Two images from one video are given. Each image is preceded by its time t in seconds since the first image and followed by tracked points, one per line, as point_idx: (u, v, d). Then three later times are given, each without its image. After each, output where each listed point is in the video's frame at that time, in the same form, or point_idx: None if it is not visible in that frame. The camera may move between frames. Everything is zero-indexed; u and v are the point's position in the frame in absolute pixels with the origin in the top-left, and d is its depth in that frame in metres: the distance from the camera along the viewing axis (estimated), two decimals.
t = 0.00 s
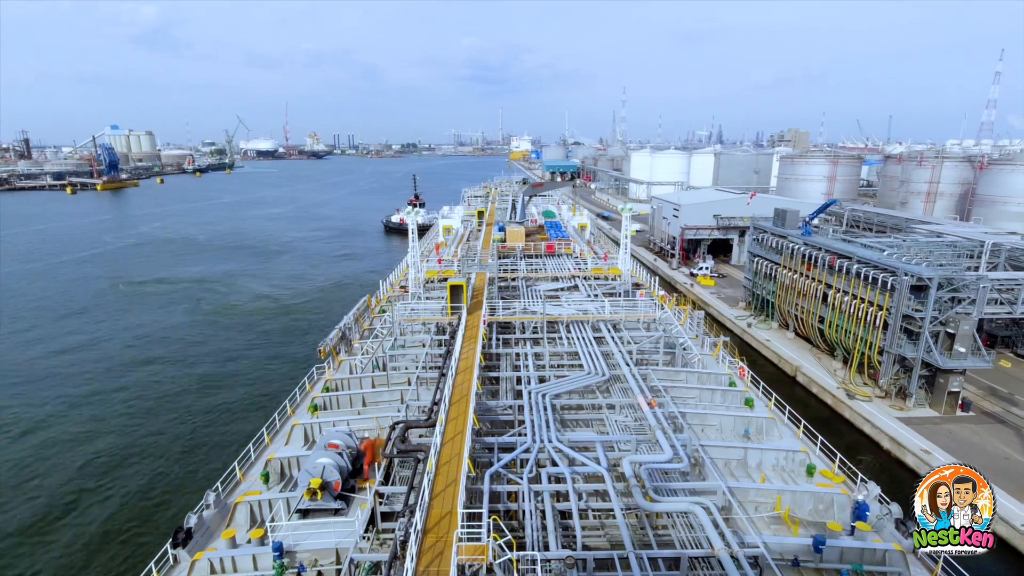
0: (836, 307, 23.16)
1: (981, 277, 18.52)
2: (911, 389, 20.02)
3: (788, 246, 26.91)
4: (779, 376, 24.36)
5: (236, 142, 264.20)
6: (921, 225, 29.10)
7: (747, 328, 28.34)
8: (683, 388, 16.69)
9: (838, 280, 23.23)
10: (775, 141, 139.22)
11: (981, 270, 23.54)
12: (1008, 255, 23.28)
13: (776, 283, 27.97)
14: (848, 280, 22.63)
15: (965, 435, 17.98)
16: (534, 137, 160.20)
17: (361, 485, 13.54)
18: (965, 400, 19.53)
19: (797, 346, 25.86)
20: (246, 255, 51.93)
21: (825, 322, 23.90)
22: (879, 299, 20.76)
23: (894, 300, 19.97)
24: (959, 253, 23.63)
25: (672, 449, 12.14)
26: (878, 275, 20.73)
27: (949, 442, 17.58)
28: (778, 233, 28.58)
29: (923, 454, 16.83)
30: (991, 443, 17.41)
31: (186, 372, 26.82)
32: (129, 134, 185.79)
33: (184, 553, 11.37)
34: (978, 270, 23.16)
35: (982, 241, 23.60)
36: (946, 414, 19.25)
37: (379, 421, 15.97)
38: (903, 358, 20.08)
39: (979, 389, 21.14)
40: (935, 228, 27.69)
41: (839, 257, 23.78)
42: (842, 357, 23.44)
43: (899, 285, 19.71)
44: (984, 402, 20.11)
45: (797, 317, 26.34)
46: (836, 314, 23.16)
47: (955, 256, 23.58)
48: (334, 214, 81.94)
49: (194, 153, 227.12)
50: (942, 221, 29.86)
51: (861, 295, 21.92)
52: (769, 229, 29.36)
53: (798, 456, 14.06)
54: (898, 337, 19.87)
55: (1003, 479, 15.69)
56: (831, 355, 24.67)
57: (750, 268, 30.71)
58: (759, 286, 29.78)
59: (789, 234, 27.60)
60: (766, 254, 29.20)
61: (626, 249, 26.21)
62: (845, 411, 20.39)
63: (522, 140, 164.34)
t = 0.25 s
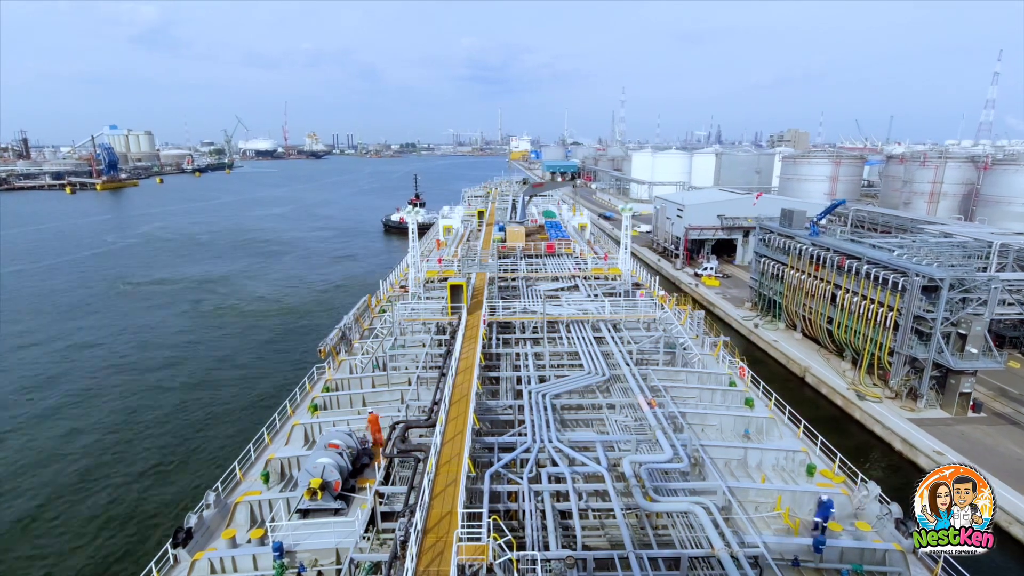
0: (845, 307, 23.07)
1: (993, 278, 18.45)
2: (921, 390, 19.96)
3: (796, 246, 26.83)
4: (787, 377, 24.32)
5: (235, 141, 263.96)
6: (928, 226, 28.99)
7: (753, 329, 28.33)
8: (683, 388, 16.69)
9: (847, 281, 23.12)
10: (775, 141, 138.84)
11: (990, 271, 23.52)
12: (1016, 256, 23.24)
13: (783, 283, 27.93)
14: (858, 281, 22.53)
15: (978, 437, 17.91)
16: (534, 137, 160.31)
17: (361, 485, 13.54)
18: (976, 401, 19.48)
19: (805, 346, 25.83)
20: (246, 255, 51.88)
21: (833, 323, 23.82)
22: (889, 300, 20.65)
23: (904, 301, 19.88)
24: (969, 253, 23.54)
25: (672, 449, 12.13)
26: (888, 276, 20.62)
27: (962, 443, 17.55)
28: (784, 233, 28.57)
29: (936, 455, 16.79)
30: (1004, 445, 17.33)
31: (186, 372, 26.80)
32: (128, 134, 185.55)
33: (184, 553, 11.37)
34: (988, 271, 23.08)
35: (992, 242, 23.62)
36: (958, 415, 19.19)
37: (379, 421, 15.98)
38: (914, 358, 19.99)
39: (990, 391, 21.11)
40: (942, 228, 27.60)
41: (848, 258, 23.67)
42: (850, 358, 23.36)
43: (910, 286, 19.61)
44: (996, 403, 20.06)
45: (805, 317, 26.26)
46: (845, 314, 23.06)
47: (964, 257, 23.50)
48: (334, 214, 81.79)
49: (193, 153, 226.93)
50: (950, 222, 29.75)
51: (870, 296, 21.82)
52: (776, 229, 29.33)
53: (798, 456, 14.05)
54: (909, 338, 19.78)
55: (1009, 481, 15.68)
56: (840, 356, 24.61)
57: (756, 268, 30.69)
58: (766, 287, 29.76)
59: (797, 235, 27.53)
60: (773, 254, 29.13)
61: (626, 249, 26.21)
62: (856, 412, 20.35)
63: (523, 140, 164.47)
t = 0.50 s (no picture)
0: (856, 308, 22.96)
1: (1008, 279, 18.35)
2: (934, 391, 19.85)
3: (805, 247, 26.78)
4: (797, 377, 24.28)
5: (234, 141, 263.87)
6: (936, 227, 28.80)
7: (761, 330, 28.31)
8: (683, 388, 16.69)
9: (857, 282, 23.02)
10: (775, 141, 138.94)
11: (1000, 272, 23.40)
12: None
13: (791, 284, 27.89)
14: (868, 283, 22.44)
15: (992, 438, 17.78)
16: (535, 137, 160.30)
17: (362, 485, 13.53)
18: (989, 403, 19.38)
19: (813, 347, 25.79)
20: (246, 256, 51.89)
21: (843, 324, 23.73)
22: (901, 301, 20.55)
23: (917, 302, 19.78)
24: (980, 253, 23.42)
25: (672, 449, 12.13)
26: (900, 277, 20.51)
27: (977, 445, 17.43)
28: (793, 234, 28.58)
29: (951, 458, 16.68)
30: (1019, 447, 17.21)
31: (187, 372, 26.81)
32: (127, 134, 185.41)
33: (184, 553, 11.37)
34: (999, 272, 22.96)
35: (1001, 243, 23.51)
36: (971, 416, 19.08)
37: (380, 422, 15.98)
38: (927, 359, 19.88)
39: (1003, 392, 20.99)
40: (951, 229, 27.49)
41: (859, 258, 23.57)
42: (861, 359, 23.27)
43: (923, 287, 19.50)
44: (1009, 405, 19.95)
45: (814, 318, 26.19)
46: (855, 315, 22.96)
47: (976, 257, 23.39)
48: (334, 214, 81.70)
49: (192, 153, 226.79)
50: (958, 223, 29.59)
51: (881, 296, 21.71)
52: (784, 229, 29.32)
53: (799, 456, 14.06)
54: (923, 340, 19.67)
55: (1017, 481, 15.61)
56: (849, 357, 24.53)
57: (763, 269, 30.67)
58: (773, 288, 29.74)
59: (805, 235, 27.50)
60: (781, 255, 29.10)
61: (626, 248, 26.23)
62: (868, 413, 20.28)
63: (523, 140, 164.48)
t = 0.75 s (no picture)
0: (864, 309, 22.89)
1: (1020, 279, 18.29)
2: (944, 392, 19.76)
3: (813, 247, 26.73)
4: (805, 378, 24.18)
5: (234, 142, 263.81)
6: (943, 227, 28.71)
7: (768, 330, 28.26)
8: (683, 388, 16.69)
9: (867, 282, 22.94)
10: (775, 141, 139.09)
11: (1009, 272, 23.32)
12: None
13: (798, 284, 27.85)
14: (877, 283, 22.33)
15: (1004, 439, 17.69)
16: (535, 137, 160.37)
17: (361, 485, 13.52)
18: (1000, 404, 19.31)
19: (821, 347, 25.77)
20: (246, 256, 51.92)
21: (851, 325, 23.66)
22: (911, 301, 20.45)
23: (928, 303, 19.70)
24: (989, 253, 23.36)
25: (672, 449, 12.14)
26: (910, 277, 20.43)
27: (989, 445, 17.34)
28: (799, 234, 28.61)
29: (965, 459, 16.60)
30: None
31: (188, 372, 26.84)
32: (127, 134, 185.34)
33: (184, 553, 11.36)
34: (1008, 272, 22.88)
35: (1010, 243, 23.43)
36: (983, 417, 18.98)
37: (379, 422, 15.99)
38: (937, 360, 19.81)
39: (1013, 393, 20.91)
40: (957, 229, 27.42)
41: (867, 259, 23.50)
42: (870, 359, 23.18)
43: (934, 287, 19.41)
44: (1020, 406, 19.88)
45: (821, 319, 26.13)
46: (864, 315, 22.89)
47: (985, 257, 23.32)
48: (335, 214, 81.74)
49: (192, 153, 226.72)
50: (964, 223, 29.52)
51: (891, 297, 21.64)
52: (791, 229, 29.32)
53: (798, 456, 14.06)
54: (934, 341, 19.59)
55: None
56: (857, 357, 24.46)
57: (770, 269, 30.67)
58: (779, 288, 29.72)
59: (813, 236, 27.46)
60: (789, 255, 29.07)
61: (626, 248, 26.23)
62: (878, 414, 20.16)
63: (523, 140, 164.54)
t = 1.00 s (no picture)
0: (875, 309, 22.80)
1: None
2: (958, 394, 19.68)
3: (822, 247, 26.66)
4: (815, 378, 24.14)
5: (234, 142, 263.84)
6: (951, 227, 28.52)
7: (777, 330, 28.24)
8: (683, 388, 16.69)
9: (878, 283, 22.83)
10: (775, 141, 139.08)
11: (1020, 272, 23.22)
12: None
13: (806, 284, 27.79)
14: (888, 283, 22.26)
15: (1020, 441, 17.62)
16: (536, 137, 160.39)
17: (362, 485, 13.52)
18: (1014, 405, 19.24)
19: (831, 348, 25.73)
20: (247, 256, 51.93)
21: (862, 326, 23.58)
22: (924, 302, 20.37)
23: (941, 303, 19.61)
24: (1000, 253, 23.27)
25: (672, 449, 12.14)
26: (923, 278, 20.34)
27: (1004, 447, 17.28)
28: (808, 234, 28.58)
29: (981, 461, 16.51)
30: None
31: (188, 372, 26.87)
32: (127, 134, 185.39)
33: (184, 553, 11.37)
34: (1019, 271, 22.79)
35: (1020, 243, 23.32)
36: (997, 418, 18.91)
37: (379, 422, 15.98)
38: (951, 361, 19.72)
39: None
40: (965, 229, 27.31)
41: (878, 259, 23.41)
42: (881, 360, 23.10)
43: (947, 288, 19.37)
44: None
45: (830, 319, 26.06)
46: (874, 316, 22.81)
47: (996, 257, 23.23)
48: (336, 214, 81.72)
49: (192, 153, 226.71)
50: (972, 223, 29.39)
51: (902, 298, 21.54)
52: (799, 230, 29.29)
53: (799, 456, 14.05)
54: (947, 342, 19.50)
55: None
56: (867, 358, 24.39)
57: (777, 269, 30.65)
58: (787, 289, 29.69)
59: (821, 236, 27.40)
60: (796, 255, 29.06)
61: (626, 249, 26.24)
62: (891, 416, 20.13)
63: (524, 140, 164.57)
